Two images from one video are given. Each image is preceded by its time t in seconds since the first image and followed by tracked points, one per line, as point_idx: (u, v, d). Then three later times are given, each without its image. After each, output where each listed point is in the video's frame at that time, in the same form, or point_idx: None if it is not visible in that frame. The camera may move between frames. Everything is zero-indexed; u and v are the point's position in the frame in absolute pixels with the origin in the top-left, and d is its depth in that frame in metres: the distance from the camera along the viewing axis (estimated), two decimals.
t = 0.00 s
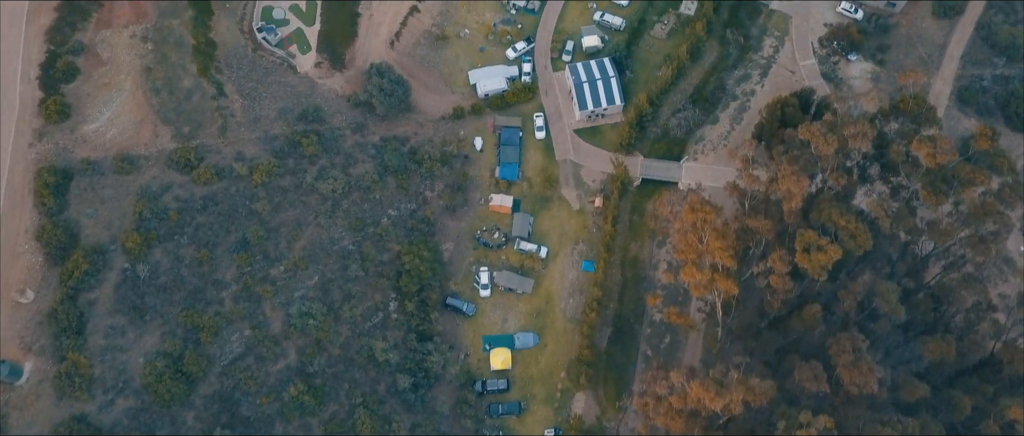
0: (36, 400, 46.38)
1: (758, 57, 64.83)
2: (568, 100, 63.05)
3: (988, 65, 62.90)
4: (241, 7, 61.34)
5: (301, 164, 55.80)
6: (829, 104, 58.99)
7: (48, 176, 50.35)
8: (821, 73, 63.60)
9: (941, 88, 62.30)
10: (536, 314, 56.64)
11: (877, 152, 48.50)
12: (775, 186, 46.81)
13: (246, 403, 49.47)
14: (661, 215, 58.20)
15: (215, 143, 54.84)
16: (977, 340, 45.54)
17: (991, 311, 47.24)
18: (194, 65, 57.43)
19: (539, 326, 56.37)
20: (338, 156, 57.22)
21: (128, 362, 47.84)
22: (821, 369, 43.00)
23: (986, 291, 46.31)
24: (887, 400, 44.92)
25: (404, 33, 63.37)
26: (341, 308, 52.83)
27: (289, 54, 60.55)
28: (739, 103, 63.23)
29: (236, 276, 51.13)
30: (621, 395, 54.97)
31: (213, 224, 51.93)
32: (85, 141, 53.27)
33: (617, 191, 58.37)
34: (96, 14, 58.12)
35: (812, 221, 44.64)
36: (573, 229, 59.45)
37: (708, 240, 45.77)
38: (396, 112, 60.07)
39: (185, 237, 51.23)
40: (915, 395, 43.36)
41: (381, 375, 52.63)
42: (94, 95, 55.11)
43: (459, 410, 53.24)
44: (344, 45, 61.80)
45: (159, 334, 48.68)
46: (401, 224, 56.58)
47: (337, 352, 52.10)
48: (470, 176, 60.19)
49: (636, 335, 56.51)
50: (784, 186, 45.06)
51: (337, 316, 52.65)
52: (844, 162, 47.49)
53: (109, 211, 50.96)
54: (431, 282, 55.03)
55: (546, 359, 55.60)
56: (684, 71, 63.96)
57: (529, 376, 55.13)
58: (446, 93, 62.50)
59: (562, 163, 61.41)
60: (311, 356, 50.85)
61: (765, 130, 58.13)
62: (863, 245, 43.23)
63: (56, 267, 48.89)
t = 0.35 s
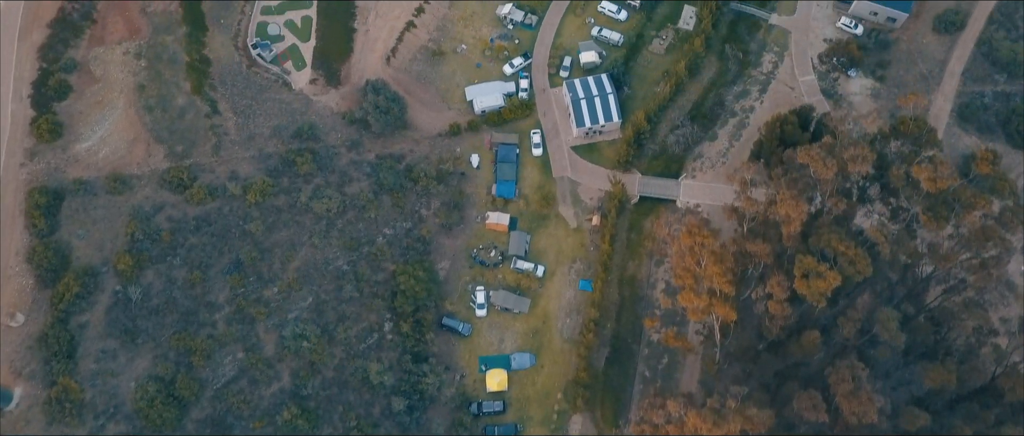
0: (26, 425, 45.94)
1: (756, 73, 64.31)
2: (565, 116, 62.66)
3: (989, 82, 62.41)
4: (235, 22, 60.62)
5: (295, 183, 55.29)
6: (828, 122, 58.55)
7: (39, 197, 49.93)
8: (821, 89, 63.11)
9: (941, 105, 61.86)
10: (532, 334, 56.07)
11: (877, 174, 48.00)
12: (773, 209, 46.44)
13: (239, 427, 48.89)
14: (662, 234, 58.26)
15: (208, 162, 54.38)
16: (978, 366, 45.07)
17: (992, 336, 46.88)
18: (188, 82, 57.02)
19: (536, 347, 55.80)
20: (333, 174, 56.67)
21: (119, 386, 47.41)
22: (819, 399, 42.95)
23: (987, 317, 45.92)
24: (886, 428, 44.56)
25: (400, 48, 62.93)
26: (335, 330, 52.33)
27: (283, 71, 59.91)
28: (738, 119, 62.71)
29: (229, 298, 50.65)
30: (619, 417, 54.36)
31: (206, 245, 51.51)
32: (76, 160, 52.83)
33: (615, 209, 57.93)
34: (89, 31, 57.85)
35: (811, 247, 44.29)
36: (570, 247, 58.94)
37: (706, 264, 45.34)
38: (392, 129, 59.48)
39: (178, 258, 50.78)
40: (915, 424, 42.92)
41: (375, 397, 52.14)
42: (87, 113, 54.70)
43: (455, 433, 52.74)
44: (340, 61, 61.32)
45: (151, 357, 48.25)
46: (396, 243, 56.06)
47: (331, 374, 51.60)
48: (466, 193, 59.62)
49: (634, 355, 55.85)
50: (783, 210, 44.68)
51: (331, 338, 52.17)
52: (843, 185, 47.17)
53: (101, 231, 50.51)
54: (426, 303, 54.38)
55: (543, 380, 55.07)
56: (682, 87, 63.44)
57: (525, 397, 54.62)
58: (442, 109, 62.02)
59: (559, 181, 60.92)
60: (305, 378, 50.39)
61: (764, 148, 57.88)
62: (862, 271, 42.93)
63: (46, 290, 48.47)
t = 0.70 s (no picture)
0: None
1: (755, 90, 63.72)
2: (562, 134, 62.05)
3: (990, 100, 61.79)
4: (229, 40, 60.45)
5: (288, 204, 54.73)
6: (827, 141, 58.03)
7: (29, 220, 49.37)
8: (820, 107, 62.55)
9: (942, 124, 61.28)
10: (529, 356, 55.47)
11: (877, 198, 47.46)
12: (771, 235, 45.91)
13: None
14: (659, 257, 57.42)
15: (201, 184, 53.86)
16: (979, 396, 44.51)
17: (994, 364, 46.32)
18: (180, 102, 56.40)
19: (532, 370, 55.19)
20: (327, 195, 56.10)
21: (109, 413, 46.87)
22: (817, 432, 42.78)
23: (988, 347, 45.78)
24: None
25: (395, 66, 62.38)
26: (328, 354, 51.77)
27: (278, 89, 59.50)
28: (737, 138, 62.13)
29: (222, 323, 50.16)
30: None
31: (198, 268, 50.97)
32: (67, 182, 52.30)
33: (611, 229, 57.32)
34: (81, 49, 57.20)
35: (810, 275, 43.86)
36: (567, 267, 58.28)
37: (704, 292, 44.82)
38: (387, 149, 58.89)
39: (170, 282, 50.24)
40: None
41: (369, 422, 51.51)
42: (78, 134, 54.16)
43: None
44: (335, 78, 60.71)
45: (142, 383, 47.77)
46: (391, 265, 55.48)
47: (324, 398, 51.04)
48: (462, 213, 58.99)
49: (631, 378, 55.19)
50: (781, 237, 44.17)
51: (324, 362, 51.61)
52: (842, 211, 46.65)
53: (92, 255, 50.00)
54: (421, 326, 53.77)
55: (539, 404, 54.49)
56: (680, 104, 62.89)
57: (521, 421, 54.06)
58: (438, 127, 61.50)
59: (555, 200, 60.32)
60: (298, 404, 49.85)
61: (763, 169, 57.59)
62: (862, 300, 42.49)
63: (36, 315, 47.91)
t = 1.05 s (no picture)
0: None
1: (754, 106, 63.19)
2: (559, 151, 61.53)
3: (991, 117, 61.22)
4: (224, 56, 59.72)
5: (282, 223, 54.24)
6: (826, 159, 57.57)
7: (19, 242, 48.91)
8: (820, 123, 62.06)
9: (943, 141, 60.78)
10: (525, 377, 54.93)
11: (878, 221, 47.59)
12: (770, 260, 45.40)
13: None
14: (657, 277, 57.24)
15: (194, 204, 53.33)
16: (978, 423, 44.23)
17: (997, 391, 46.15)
18: (174, 120, 55.77)
19: (528, 391, 54.70)
20: (322, 214, 55.61)
21: None
22: None
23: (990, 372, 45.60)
24: None
25: (391, 82, 61.80)
26: (322, 376, 51.31)
27: (272, 106, 58.92)
28: (735, 155, 61.57)
29: (214, 346, 49.67)
30: None
31: (191, 290, 50.44)
32: (59, 203, 51.89)
33: (609, 248, 56.84)
34: (73, 66, 56.67)
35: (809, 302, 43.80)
36: (564, 287, 57.61)
37: (703, 317, 44.32)
38: (383, 167, 58.36)
39: (162, 305, 49.76)
40: None
41: None
42: (70, 153, 53.70)
43: None
44: (330, 95, 60.17)
45: (133, 408, 47.50)
46: (386, 285, 54.95)
47: (318, 421, 50.67)
48: (458, 231, 58.42)
49: (628, 400, 54.67)
50: (780, 263, 43.79)
51: (318, 384, 51.17)
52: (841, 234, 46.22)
53: (83, 277, 49.53)
54: (416, 347, 53.22)
55: (535, 426, 54.10)
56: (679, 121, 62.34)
57: None
58: (434, 144, 60.98)
59: (552, 218, 59.74)
60: (291, 428, 49.57)
61: (761, 188, 57.10)
62: (862, 329, 42.47)
63: (26, 339, 47.53)
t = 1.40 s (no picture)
0: None
1: (753, 124, 62.59)
2: (556, 170, 61.03)
3: (992, 136, 60.64)
4: (217, 75, 59.08)
5: (275, 246, 53.71)
6: (825, 179, 57.01)
7: (8, 267, 48.43)
8: (819, 142, 61.49)
9: (943, 161, 60.25)
10: (520, 401, 54.47)
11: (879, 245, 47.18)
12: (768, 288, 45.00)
13: None
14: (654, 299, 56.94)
15: (186, 226, 52.77)
16: None
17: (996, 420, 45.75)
18: (166, 140, 55.18)
19: (524, 415, 54.24)
20: (316, 236, 55.06)
21: None
22: None
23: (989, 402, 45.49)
24: None
25: (386, 99, 61.17)
26: (315, 401, 50.81)
27: (266, 125, 58.29)
28: (734, 174, 60.98)
29: (206, 371, 49.22)
30: None
31: (182, 315, 49.96)
32: (49, 225, 51.44)
33: (607, 269, 56.27)
34: (65, 85, 56.13)
35: (808, 332, 43.79)
36: (561, 308, 57.00)
37: (700, 348, 44.01)
38: (378, 186, 57.74)
39: (152, 330, 49.29)
40: None
41: None
42: (61, 174, 53.21)
43: None
44: (324, 113, 59.58)
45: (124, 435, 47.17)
46: (380, 307, 54.37)
47: None
48: (454, 251, 57.73)
49: (624, 423, 54.41)
50: (779, 291, 43.38)
51: (311, 410, 50.65)
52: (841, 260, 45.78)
53: (73, 302, 49.08)
54: (410, 371, 52.63)
55: None
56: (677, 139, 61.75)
57: None
58: (430, 163, 60.39)
59: (549, 237, 59.16)
60: None
61: (759, 209, 56.68)
62: (860, 359, 42.34)
63: (15, 366, 47.14)
